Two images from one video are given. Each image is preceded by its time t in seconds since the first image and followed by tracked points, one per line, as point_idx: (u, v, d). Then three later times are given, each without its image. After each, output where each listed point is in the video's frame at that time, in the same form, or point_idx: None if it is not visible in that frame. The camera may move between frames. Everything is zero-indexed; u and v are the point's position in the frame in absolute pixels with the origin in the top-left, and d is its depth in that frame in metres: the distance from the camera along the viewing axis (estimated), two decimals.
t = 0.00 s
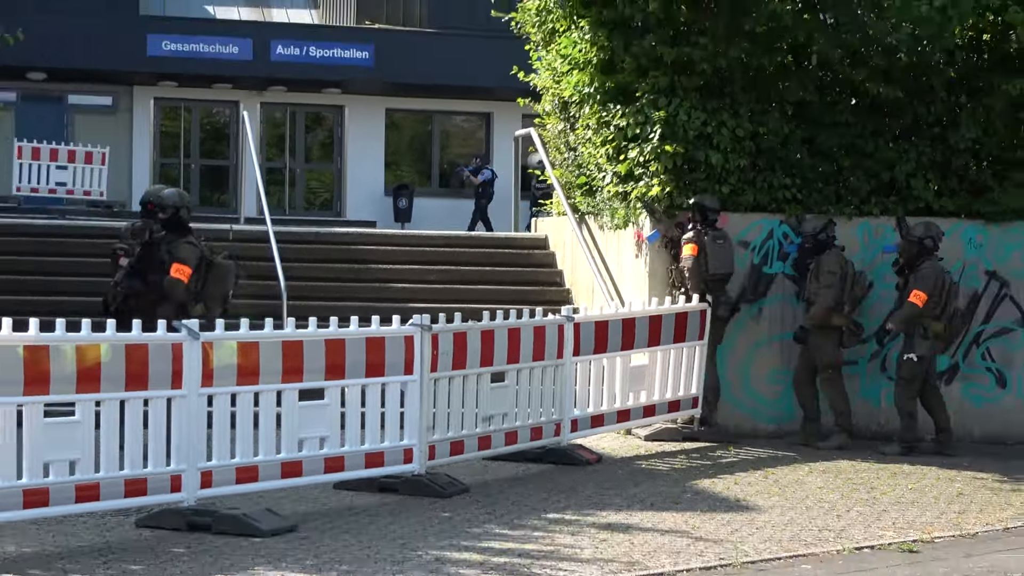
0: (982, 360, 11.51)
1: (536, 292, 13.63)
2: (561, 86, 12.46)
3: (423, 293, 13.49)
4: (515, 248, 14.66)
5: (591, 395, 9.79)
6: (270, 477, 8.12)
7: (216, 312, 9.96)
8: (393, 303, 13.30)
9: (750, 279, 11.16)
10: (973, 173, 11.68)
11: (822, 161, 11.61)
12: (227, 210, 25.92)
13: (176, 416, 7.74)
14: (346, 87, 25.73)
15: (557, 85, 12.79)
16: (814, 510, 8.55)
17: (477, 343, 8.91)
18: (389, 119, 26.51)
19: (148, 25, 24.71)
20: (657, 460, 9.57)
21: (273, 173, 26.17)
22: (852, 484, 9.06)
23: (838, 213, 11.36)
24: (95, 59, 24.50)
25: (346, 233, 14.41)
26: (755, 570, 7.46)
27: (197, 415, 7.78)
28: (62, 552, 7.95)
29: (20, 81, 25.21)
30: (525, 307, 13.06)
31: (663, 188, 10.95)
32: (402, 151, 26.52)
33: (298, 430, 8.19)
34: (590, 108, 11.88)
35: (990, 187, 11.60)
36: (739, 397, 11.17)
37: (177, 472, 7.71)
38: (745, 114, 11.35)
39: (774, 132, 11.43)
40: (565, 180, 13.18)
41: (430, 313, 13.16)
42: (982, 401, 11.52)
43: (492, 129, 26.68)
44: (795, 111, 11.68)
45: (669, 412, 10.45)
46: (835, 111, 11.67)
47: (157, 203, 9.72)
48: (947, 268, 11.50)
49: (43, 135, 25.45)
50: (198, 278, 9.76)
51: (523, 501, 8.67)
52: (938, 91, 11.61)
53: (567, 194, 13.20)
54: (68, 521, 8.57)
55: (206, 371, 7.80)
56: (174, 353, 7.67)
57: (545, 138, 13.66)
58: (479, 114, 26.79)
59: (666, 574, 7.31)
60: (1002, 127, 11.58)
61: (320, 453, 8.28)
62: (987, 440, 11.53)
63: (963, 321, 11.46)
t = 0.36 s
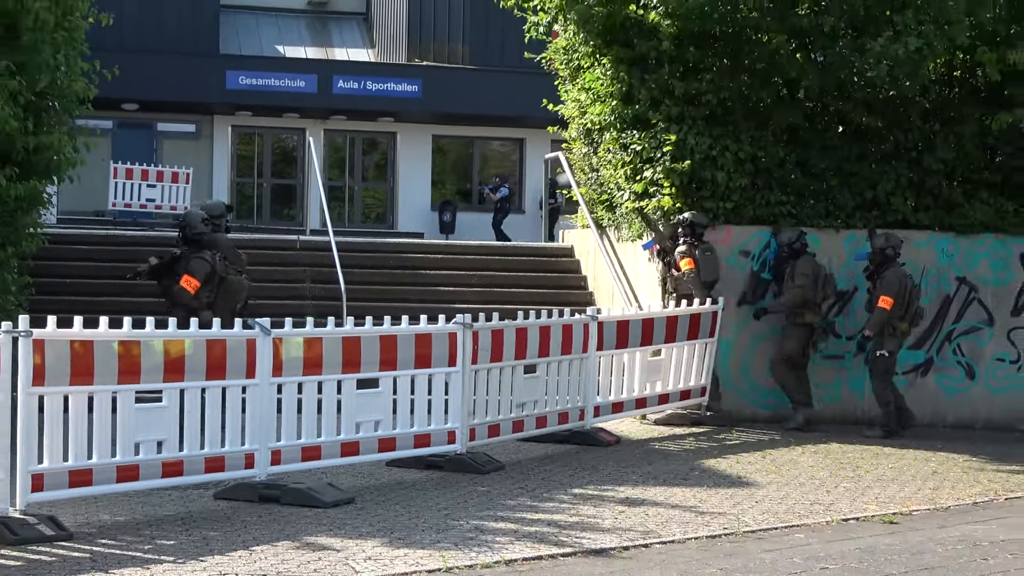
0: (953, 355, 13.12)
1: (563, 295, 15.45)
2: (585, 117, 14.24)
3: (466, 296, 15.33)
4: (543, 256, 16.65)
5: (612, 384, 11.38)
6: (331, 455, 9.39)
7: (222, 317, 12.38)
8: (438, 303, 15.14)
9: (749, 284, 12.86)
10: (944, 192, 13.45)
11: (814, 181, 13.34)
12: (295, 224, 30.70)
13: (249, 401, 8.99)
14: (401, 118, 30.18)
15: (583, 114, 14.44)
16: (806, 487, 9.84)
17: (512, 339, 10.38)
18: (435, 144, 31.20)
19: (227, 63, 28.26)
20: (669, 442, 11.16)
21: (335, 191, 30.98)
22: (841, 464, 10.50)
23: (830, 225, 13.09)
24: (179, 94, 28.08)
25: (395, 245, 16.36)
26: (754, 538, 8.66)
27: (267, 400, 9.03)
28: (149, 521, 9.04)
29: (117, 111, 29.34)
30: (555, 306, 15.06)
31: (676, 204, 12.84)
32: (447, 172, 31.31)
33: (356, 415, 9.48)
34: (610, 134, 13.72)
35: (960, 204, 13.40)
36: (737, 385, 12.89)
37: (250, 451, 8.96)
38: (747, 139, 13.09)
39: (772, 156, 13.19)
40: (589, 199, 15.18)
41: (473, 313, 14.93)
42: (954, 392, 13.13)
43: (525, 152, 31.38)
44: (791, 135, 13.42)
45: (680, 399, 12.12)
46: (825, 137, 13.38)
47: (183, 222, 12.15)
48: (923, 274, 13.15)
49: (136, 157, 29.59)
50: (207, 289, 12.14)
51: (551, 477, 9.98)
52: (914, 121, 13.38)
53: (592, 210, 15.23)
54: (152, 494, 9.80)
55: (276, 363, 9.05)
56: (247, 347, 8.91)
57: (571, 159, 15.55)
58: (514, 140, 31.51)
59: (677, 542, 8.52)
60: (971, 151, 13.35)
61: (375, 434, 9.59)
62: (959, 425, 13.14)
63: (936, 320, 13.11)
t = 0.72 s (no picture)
0: (972, 355, 13.60)
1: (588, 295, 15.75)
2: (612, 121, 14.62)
3: (492, 295, 15.65)
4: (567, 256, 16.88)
5: (633, 382, 11.68)
6: (359, 451, 9.52)
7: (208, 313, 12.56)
8: (466, 303, 15.46)
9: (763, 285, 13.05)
10: (964, 194, 13.80)
11: (835, 183, 13.67)
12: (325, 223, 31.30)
13: (278, 397, 9.15)
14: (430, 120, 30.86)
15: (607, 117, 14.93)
16: (826, 485, 10.00)
17: (533, 338, 10.61)
18: (463, 146, 31.86)
19: (260, 65, 29.05)
20: (691, 441, 11.44)
21: (364, 192, 31.55)
22: (861, 462, 10.71)
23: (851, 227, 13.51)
24: (214, 96, 28.82)
25: (422, 245, 16.64)
26: (776, 535, 8.76)
27: (296, 396, 9.17)
28: (181, 514, 9.08)
29: (152, 113, 30.14)
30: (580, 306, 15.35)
31: (698, 203, 13.29)
32: (474, 172, 31.92)
33: (382, 412, 9.62)
34: (634, 137, 14.13)
35: (980, 207, 13.75)
36: (758, 382, 13.30)
37: (279, 446, 9.08)
38: (770, 139, 13.40)
39: (795, 158, 13.50)
40: (614, 200, 15.48)
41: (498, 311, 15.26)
42: (972, 391, 13.59)
43: (551, 155, 32.15)
44: (811, 138, 13.75)
45: (699, 397, 12.45)
46: (846, 140, 13.68)
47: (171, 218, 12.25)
48: (942, 275, 13.63)
49: (168, 158, 30.39)
50: (193, 284, 12.35)
51: (575, 474, 10.15)
52: (934, 125, 13.68)
53: (617, 211, 15.50)
54: (184, 488, 9.96)
55: (304, 359, 9.20)
56: (276, 343, 9.08)
57: (597, 162, 15.92)
58: (540, 143, 32.28)
59: (698, 539, 8.61)
60: (992, 153, 13.60)
61: (401, 431, 9.73)
62: (978, 424, 13.60)
63: (956, 321, 13.58)
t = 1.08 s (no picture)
0: (998, 358, 13.59)
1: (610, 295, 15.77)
2: (636, 121, 14.66)
3: (516, 296, 15.69)
4: (590, 256, 16.88)
5: (658, 383, 11.70)
6: (383, 452, 9.52)
7: (207, 312, 12.39)
8: (489, 304, 15.50)
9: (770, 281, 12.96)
10: (990, 195, 13.79)
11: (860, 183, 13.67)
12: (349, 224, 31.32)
13: (303, 397, 9.17)
14: (455, 121, 30.96)
15: (633, 118, 14.93)
16: (850, 487, 9.99)
17: (559, 338, 10.63)
18: (488, 146, 31.97)
19: (285, 65, 29.11)
20: (715, 442, 11.45)
21: (388, 194, 31.48)
22: (886, 464, 10.72)
23: (875, 227, 13.42)
24: (238, 96, 28.94)
25: (446, 245, 16.68)
26: (800, 537, 8.74)
27: (321, 396, 9.18)
28: (203, 514, 9.09)
29: (177, 113, 30.26)
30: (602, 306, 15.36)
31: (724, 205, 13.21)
32: (499, 172, 32.01)
33: (406, 412, 9.62)
34: (659, 137, 14.14)
35: (1006, 208, 13.76)
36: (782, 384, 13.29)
37: (304, 446, 9.10)
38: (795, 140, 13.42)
39: (820, 159, 13.51)
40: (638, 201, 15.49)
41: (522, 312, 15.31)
42: (998, 393, 13.59)
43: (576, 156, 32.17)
44: (835, 138, 13.76)
45: (724, 398, 12.47)
46: (871, 141, 13.72)
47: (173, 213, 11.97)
48: (969, 277, 13.60)
49: (192, 159, 30.49)
50: (193, 281, 12.24)
51: (599, 475, 10.16)
52: (960, 125, 13.67)
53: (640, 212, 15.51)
54: (209, 488, 9.97)
55: (329, 360, 9.21)
56: (301, 343, 9.10)
57: (621, 163, 15.93)
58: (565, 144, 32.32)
59: (722, 541, 8.59)
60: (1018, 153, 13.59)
61: (425, 431, 9.74)
62: (1003, 426, 13.59)
63: (982, 322, 13.57)
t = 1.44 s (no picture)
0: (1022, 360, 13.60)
1: (633, 296, 15.77)
2: (660, 121, 14.67)
3: (539, 296, 15.71)
4: (613, 256, 16.87)
5: (681, 385, 11.71)
6: (406, 452, 9.53)
7: (214, 312, 12.27)
8: (513, 304, 15.52)
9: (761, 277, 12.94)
10: (1014, 196, 13.74)
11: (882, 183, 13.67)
12: (372, 223, 31.49)
13: (326, 397, 9.18)
14: (478, 121, 31.02)
15: (656, 119, 14.95)
16: (874, 489, 9.96)
17: (584, 340, 10.63)
18: (511, 146, 32.04)
19: (309, 66, 29.16)
20: (738, 444, 11.45)
21: (411, 194, 31.59)
22: (910, 466, 10.70)
23: (897, 225, 13.53)
24: (260, 97, 28.97)
25: (468, 245, 16.70)
26: (823, 538, 8.71)
27: (344, 396, 9.19)
28: (225, 514, 9.08)
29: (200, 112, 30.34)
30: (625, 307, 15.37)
31: (748, 206, 13.27)
32: (522, 172, 32.08)
33: (429, 412, 9.63)
34: (682, 138, 14.16)
35: None
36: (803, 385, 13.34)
37: (327, 446, 9.10)
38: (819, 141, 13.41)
39: (843, 160, 13.51)
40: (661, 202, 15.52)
41: (545, 312, 15.33)
42: (1022, 396, 13.58)
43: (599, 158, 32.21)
44: (859, 139, 13.74)
45: (748, 400, 12.47)
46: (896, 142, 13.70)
47: (181, 213, 11.94)
48: (993, 279, 13.57)
49: (217, 159, 30.28)
50: (203, 282, 12.09)
51: (622, 477, 10.15)
52: (986, 126, 13.62)
53: (664, 213, 15.54)
54: (232, 487, 9.98)
55: (352, 360, 9.20)
56: (325, 343, 9.11)
57: (644, 164, 15.94)
58: (587, 144, 32.30)
59: (746, 542, 8.57)
60: None
61: (448, 432, 9.74)
62: None
63: (1006, 324, 13.58)
